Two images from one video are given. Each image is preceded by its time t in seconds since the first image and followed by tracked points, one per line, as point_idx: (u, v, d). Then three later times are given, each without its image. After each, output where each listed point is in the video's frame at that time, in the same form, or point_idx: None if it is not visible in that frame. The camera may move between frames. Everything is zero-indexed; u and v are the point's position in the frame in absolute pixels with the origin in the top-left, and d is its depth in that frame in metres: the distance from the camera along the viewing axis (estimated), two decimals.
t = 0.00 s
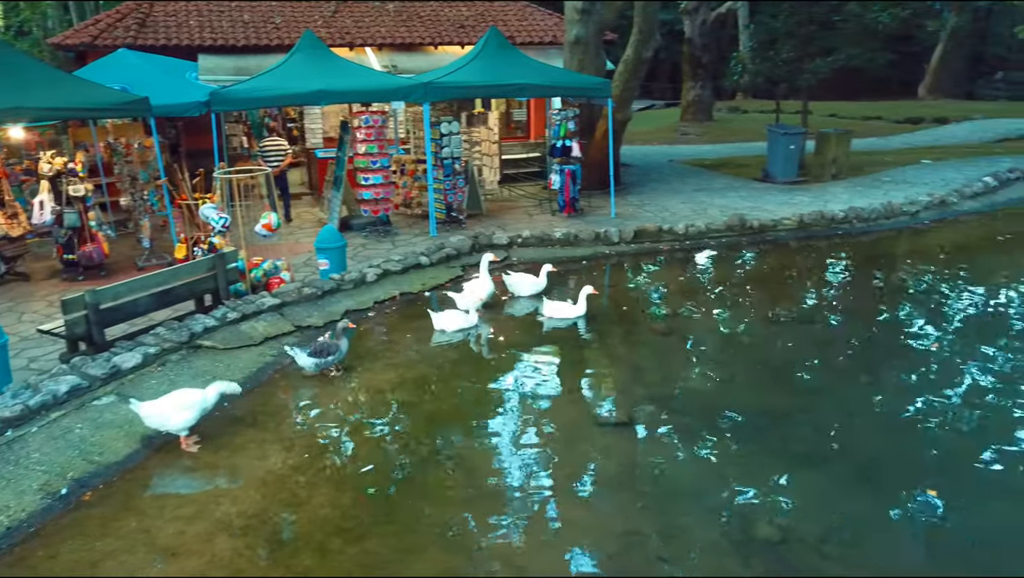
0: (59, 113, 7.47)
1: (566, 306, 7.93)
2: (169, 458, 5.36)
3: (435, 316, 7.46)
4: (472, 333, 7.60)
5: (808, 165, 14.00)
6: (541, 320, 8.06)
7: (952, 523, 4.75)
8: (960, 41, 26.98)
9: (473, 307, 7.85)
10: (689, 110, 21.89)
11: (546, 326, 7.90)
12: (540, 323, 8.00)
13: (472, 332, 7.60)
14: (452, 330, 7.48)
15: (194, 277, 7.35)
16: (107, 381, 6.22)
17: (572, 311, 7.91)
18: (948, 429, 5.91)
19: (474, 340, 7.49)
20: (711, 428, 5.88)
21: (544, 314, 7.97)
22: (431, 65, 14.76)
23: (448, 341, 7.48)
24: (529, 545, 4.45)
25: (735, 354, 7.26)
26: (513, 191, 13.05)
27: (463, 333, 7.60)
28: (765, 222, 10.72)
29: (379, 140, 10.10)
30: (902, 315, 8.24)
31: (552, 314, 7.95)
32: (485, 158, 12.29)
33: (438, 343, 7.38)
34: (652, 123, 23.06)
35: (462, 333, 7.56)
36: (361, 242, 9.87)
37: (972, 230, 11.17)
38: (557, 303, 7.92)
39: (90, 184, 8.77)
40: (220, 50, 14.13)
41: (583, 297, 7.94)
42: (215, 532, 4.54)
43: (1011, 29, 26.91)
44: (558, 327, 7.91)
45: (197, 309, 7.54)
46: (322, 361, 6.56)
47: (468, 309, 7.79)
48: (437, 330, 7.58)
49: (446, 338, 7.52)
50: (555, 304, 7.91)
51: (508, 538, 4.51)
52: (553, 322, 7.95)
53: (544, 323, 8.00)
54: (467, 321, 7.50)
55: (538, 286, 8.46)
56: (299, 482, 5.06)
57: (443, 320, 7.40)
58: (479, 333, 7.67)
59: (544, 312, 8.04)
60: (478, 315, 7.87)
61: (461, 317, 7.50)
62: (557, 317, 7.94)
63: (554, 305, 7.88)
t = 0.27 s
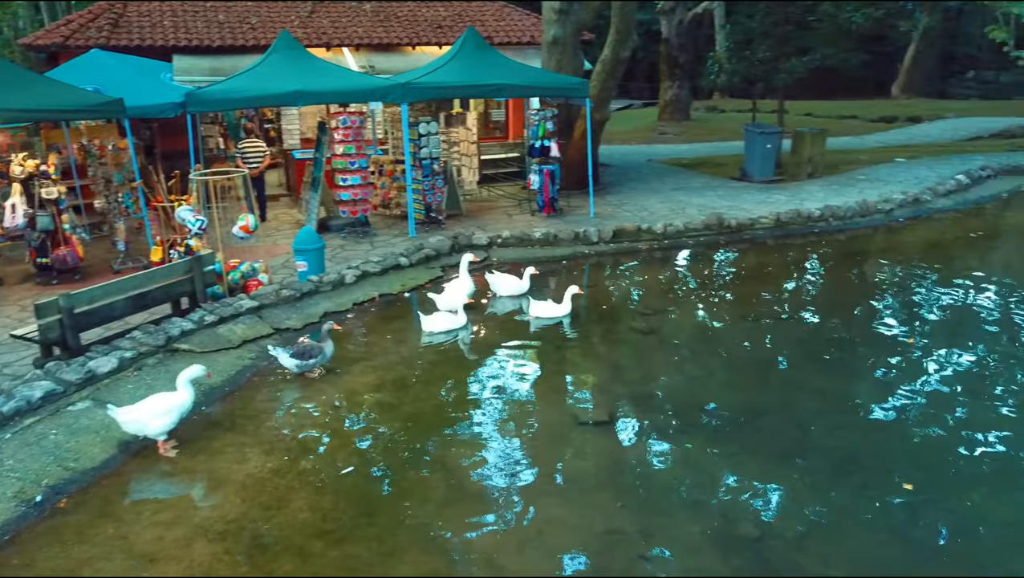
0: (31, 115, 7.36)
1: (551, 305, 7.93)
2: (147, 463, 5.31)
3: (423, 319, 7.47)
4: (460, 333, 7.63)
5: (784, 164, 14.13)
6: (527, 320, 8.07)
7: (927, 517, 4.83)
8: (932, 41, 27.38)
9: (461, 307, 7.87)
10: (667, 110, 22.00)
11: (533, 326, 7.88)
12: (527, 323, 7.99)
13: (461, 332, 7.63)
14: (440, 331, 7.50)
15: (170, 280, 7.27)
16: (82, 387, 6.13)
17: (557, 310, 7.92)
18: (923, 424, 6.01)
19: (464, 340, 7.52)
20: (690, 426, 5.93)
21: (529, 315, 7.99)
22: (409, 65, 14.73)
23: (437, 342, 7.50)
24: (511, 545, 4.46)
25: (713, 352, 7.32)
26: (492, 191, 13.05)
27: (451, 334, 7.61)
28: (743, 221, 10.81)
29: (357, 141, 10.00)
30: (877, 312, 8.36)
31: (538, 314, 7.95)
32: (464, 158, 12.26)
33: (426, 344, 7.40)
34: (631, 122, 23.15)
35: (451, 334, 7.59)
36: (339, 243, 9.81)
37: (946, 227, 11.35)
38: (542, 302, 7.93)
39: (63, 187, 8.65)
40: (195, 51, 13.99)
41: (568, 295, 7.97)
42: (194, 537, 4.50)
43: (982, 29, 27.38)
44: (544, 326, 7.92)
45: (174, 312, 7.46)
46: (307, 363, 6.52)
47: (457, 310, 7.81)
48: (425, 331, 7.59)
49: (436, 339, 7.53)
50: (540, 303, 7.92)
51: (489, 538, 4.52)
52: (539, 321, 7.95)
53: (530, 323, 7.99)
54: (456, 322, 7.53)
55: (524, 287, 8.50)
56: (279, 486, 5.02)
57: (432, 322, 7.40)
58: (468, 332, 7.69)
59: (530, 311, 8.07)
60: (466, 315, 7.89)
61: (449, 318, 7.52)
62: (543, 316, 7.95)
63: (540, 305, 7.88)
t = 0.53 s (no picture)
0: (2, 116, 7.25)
1: (538, 304, 7.98)
2: (124, 468, 5.25)
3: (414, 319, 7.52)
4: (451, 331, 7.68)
5: (761, 162, 14.26)
6: (514, 320, 8.08)
7: (904, 510, 4.90)
8: (905, 41, 27.79)
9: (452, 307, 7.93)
10: (645, 110, 22.08)
11: (520, 325, 7.91)
12: (514, 322, 8.02)
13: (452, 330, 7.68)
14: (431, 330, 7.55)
15: (146, 283, 7.19)
16: (56, 391, 6.04)
17: (543, 309, 7.96)
18: (899, 419, 6.09)
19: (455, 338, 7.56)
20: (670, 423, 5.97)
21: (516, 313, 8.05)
22: (387, 65, 14.68)
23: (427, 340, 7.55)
24: (493, 545, 4.46)
25: (693, 349, 7.38)
26: (471, 191, 13.04)
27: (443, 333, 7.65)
28: (721, 219, 10.89)
29: (335, 141, 9.96)
30: (853, 309, 8.46)
31: (526, 313, 8.00)
32: (443, 158, 12.27)
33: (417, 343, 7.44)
34: (608, 122, 23.22)
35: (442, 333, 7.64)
36: (317, 244, 9.76)
37: (919, 224, 11.51)
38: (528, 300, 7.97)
39: (35, 189, 8.53)
40: (170, 51, 13.85)
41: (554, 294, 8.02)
42: (173, 542, 4.45)
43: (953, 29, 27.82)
44: (531, 325, 7.95)
45: (150, 315, 7.38)
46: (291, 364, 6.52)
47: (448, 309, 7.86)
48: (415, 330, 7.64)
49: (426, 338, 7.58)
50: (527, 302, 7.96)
51: (471, 538, 4.52)
52: (526, 320, 7.99)
53: (517, 322, 8.03)
54: (447, 320, 7.57)
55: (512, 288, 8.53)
56: (259, 489, 4.99)
57: (422, 322, 7.46)
58: (458, 330, 7.74)
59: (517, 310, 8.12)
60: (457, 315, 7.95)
61: (439, 317, 7.57)
62: (530, 315, 8.00)
63: (527, 303, 7.92)
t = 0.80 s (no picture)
0: None
1: (525, 303, 7.98)
2: (100, 473, 5.18)
3: (404, 319, 7.58)
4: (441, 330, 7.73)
5: (739, 161, 14.38)
6: (502, 320, 8.07)
7: (881, 505, 4.96)
8: (878, 40, 28.16)
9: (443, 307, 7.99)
10: (623, 109, 22.16)
11: (508, 324, 7.93)
12: (501, 321, 8.03)
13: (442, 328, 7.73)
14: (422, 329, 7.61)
15: (121, 285, 7.11)
16: (30, 397, 5.95)
17: (531, 307, 7.97)
18: (876, 414, 6.17)
19: (446, 336, 7.61)
20: (651, 421, 6.00)
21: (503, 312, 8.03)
22: (364, 65, 14.63)
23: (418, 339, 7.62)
24: (475, 545, 4.45)
25: (672, 347, 7.42)
26: (451, 191, 13.02)
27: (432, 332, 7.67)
28: (699, 218, 10.96)
29: (312, 141, 9.90)
30: (830, 305, 8.56)
31: (513, 312, 7.99)
32: (421, 158, 12.24)
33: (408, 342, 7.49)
34: (587, 121, 23.29)
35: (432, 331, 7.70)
36: (296, 246, 9.69)
37: (894, 221, 11.67)
38: (516, 299, 7.96)
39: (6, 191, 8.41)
40: (144, 51, 13.69)
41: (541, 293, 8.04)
42: (151, 547, 4.41)
43: (925, 29, 28.24)
44: (518, 323, 7.97)
45: (126, 318, 7.30)
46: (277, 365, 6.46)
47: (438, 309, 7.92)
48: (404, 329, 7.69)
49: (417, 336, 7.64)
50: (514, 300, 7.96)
51: (453, 539, 4.51)
52: (513, 319, 8.01)
53: (504, 321, 8.04)
54: (437, 320, 7.62)
55: (500, 288, 8.56)
56: (238, 492, 4.95)
57: (412, 321, 7.53)
58: (448, 328, 7.79)
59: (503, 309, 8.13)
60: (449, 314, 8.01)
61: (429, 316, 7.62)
62: (517, 314, 8.00)
63: (514, 302, 7.90)
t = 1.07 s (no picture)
0: None
1: (513, 301, 7.99)
2: (76, 478, 5.12)
3: (395, 317, 7.59)
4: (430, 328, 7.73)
5: (717, 160, 14.49)
6: (490, 318, 8.10)
7: (859, 499, 5.03)
8: (853, 40, 28.48)
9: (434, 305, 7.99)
10: (602, 109, 22.24)
11: (495, 323, 7.95)
12: (488, 320, 8.05)
13: (432, 327, 7.73)
14: (411, 327, 7.62)
15: (96, 288, 7.03)
16: (3, 402, 5.87)
17: (518, 306, 7.98)
18: (853, 410, 6.26)
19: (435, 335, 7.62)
20: (632, 419, 6.03)
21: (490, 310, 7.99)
22: (342, 66, 14.57)
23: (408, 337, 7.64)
24: (456, 545, 4.45)
25: (652, 345, 7.47)
26: (430, 192, 12.99)
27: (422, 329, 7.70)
28: (678, 217, 11.03)
29: (290, 142, 9.88)
30: (807, 303, 8.66)
31: (500, 311, 8.00)
32: (400, 158, 12.18)
33: (398, 341, 7.50)
34: (566, 121, 23.35)
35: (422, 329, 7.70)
36: (274, 247, 9.63)
37: (869, 219, 11.83)
38: (504, 297, 7.96)
39: None
40: (118, 51, 13.54)
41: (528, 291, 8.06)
42: (128, 552, 4.37)
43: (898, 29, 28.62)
44: (505, 323, 7.99)
45: (101, 321, 7.22)
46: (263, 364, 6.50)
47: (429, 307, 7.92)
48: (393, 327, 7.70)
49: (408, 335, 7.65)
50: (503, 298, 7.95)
51: (435, 539, 4.51)
52: (501, 318, 8.03)
53: (492, 319, 8.05)
54: (427, 318, 7.62)
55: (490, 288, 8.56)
56: (218, 496, 4.91)
57: (403, 319, 7.54)
58: (437, 327, 7.79)
59: (490, 307, 8.13)
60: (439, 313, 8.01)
61: (419, 314, 7.63)
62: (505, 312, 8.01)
63: (503, 302, 7.91)
